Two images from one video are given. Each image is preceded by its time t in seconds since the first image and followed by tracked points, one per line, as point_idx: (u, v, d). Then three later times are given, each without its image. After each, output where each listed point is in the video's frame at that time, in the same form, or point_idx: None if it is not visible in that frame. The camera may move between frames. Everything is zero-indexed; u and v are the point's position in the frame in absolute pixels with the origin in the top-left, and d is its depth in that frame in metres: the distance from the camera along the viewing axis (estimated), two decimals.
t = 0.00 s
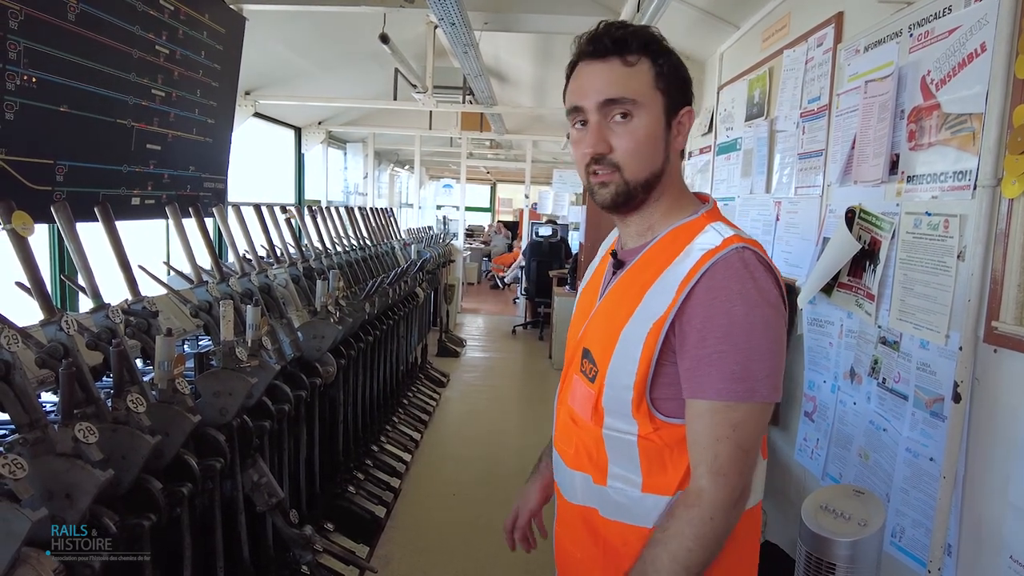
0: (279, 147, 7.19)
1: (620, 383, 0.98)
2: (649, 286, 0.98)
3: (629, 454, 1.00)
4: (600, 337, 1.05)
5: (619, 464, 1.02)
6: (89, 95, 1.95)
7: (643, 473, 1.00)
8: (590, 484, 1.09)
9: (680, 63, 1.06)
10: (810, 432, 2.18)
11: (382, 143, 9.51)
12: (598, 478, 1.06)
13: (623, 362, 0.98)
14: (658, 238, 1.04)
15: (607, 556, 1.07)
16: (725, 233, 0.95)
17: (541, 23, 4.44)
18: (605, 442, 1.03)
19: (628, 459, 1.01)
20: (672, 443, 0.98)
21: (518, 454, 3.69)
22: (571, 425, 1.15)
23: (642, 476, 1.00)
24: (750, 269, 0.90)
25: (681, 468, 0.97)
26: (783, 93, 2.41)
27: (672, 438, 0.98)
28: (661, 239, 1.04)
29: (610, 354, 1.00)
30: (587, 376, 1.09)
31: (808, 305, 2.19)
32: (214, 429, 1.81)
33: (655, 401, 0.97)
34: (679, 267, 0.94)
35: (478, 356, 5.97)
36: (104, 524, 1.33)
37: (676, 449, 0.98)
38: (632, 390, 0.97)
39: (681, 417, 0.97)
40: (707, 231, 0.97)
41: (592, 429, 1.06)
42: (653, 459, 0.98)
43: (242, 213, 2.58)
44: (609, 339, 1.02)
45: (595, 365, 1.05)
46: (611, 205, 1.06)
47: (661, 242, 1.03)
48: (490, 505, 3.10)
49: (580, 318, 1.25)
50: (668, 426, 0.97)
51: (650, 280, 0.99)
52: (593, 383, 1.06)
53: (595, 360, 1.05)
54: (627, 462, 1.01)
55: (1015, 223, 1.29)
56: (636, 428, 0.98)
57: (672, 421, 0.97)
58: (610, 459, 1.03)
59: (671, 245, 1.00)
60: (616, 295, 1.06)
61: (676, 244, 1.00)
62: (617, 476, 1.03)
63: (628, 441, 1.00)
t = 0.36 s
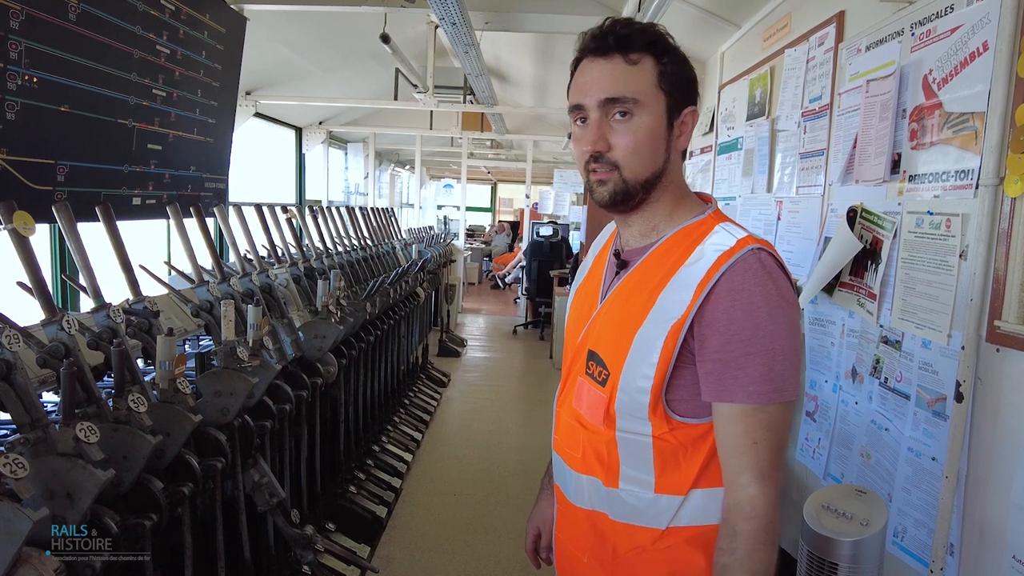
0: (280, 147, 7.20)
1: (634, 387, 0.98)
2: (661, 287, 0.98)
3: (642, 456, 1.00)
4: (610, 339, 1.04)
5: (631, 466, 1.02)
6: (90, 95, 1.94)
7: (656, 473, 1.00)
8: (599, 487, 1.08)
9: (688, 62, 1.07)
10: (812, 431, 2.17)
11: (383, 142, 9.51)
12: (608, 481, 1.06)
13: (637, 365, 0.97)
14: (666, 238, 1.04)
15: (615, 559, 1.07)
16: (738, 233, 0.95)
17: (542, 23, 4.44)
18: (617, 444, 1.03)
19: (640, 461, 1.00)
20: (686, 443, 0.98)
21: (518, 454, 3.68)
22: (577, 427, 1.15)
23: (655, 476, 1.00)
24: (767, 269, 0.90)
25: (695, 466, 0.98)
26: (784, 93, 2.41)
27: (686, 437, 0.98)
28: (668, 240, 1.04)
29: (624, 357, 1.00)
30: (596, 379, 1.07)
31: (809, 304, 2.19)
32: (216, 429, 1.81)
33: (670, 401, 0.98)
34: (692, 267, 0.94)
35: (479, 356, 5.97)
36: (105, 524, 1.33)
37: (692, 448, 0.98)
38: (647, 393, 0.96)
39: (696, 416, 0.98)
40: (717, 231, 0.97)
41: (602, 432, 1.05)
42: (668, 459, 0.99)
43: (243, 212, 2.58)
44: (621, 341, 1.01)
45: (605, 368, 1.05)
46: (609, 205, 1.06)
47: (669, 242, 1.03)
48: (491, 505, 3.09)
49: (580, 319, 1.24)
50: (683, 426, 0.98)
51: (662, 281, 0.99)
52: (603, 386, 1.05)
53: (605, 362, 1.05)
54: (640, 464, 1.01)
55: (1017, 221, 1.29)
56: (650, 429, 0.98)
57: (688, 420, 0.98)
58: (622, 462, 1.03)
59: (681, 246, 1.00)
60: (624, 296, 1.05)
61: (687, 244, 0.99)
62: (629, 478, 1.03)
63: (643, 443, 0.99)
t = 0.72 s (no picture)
0: (280, 147, 7.20)
1: (639, 390, 0.98)
2: (667, 291, 0.98)
3: (648, 463, 1.00)
4: (614, 342, 1.04)
5: (637, 473, 1.02)
6: (90, 95, 1.94)
7: (662, 481, 1.00)
8: (605, 491, 1.08)
9: (690, 62, 1.07)
10: (812, 431, 2.17)
11: (383, 142, 9.50)
12: (615, 487, 1.06)
13: (643, 371, 0.97)
14: (673, 239, 1.04)
15: (622, 563, 1.07)
16: (746, 237, 0.95)
17: (542, 23, 4.44)
18: (622, 450, 1.03)
19: (647, 469, 1.00)
20: (693, 451, 0.98)
21: (518, 454, 3.68)
22: (582, 431, 1.14)
23: (661, 484, 1.00)
24: (775, 275, 0.90)
25: (701, 475, 0.99)
26: (784, 92, 2.41)
27: (692, 446, 0.98)
28: (674, 241, 1.03)
29: (628, 362, 1.00)
30: (601, 384, 1.07)
31: (810, 304, 2.19)
32: (216, 429, 1.80)
33: (676, 409, 0.98)
34: (696, 271, 0.94)
35: (480, 356, 5.96)
36: (105, 524, 1.34)
37: (698, 456, 0.99)
38: (652, 400, 0.96)
39: (703, 424, 0.98)
40: (724, 234, 0.97)
41: (608, 438, 1.05)
42: (674, 468, 0.99)
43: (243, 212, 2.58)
44: (626, 346, 1.01)
45: (610, 373, 1.05)
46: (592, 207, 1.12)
47: (676, 244, 1.02)
48: (492, 505, 3.09)
49: (586, 320, 1.24)
50: (689, 434, 0.98)
51: (666, 287, 0.98)
52: (608, 391, 1.05)
53: (610, 367, 1.05)
54: (646, 471, 1.01)
55: (1018, 221, 1.29)
56: (655, 437, 0.98)
57: (694, 429, 0.98)
58: (628, 468, 1.03)
59: (686, 249, 1.00)
60: (628, 299, 1.05)
61: (692, 247, 0.99)
62: (635, 484, 1.02)
63: (649, 451, 0.99)
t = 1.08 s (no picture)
0: (281, 147, 7.20)
1: (639, 387, 0.98)
2: (664, 287, 0.98)
3: (644, 459, 1.00)
4: (614, 338, 1.05)
5: (635, 469, 1.02)
6: (91, 96, 1.95)
7: (658, 478, 1.00)
8: (604, 488, 1.09)
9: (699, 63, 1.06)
10: (812, 431, 2.17)
11: (383, 142, 9.51)
12: (613, 482, 1.06)
13: (639, 365, 0.98)
14: (675, 238, 1.04)
15: (621, 560, 1.07)
16: (744, 234, 0.95)
17: (542, 24, 4.44)
18: (620, 445, 1.03)
19: (644, 464, 1.01)
20: (689, 448, 0.98)
21: (519, 454, 3.68)
22: (583, 428, 1.15)
23: (657, 480, 1.00)
24: (770, 272, 0.90)
25: (697, 474, 0.99)
26: (784, 92, 2.41)
27: (688, 444, 0.98)
28: (677, 240, 1.04)
29: (625, 357, 1.00)
30: (602, 379, 1.08)
31: (811, 304, 2.19)
32: (217, 429, 1.81)
33: (671, 405, 0.98)
34: (693, 267, 0.95)
35: (480, 356, 5.97)
36: (106, 524, 1.34)
37: (694, 455, 0.99)
38: (647, 394, 0.97)
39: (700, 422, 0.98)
40: (725, 232, 0.97)
41: (606, 433, 1.06)
42: (670, 464, 0.99)
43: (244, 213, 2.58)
44: (624, 342, 1.02)
45: (609, 368, 1.05)
46: (602, 207, 1.12)
47: (678, 242, 1.03)
48: (492, 505, 3.10)
49: (592, 320, 1.25)
50: (685, 431, 0.98)
51: (664, 283, 0.99)
52: (607, 387, 1.06)
53: (610, 362, 1.05)
54: (643, 467, 1.01)
55: (1017, 221, 1.29)
56: (651, 433, 0.99)
57: (690, 426, 0.98)
58: (625, 464, 1.03)
59: (685, 247, 1.00)
60: (629, 296, 1.06)
61: (692, 244, 1.00)
62: (632, 480, 1.03)
63: (645, 446, 1.00)
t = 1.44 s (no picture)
0: (281, 148, 7.22)
1: (640, 387, 0.98)
2: (669, 288, 0.99)
3: (648, 458, 1.01)
4: (618, 339, 1.05)
5: (639, 467, 1.02)
6: (91, 97, 1.96)
7: (662, 476, 1.01)
8: (606, 487, 1.09)
9: (698, 65, 1.07)
10: (811, 431, 2.18)
11: (383, 142, 9.52)
12: (616, 481, 1.07)
13: (643, 366, 0.98)
14: (677, 239, 1.05)
15: (623, 559, 1.08)
16: (747, 234, 0.96)
17: (541, 24, 4.45)
18: (624, 444, 1.04)
19: (647, 463, 1.01)
20: (692, 446, 0.99)
21: (519, 454, 3.69)
22: (586, 427, 1.15)
23: (661, 479, 1.01)
24: (774, 271, 0.90)
25: (701, 470, 0.99)
26: (783, 93, 2.42)
27: (692, 441, 0.99)
28: (679, 241, 1.04)
29: (630, 357, 1.01)
30: (605, 379, 1.09)
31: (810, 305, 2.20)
32: (217, 429, 1.81)
33: (676, 404, 0.98)
34: (697, 267, 0.96)
35: (480, 356, 5.98)
36: (107, 524, 1.35)
37: (698, 452, 0.99)
38: (652, 394, 0.97)
39: (704, 420, 0.98)
40: (728, 233, 0.98)
41: (610, 432, 1.06)
42: (674, 463, 1.00)
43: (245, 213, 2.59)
44: (628, 343, 1.02)
45: (613, 368, 1.06)
46: (608, 211, 1.09)
47: (681, 243, 1.03)
48: (492, 505, 3.10)
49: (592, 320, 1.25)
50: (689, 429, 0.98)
51: (669, 283, 1.00)
52: (611, 386, 1.06)
53: (614, 362, 1.06)
54: (647, 465, 1.02)
55: (1015, 222, 1.29)
56: (656, 431, 0.99)
57: (694, 423, 0.98)
58: (629, 463, 1.04)
59: (689, 248, 1.01)
60: (633, 297, 1.06)
61: (695, 245, 1.00)
62: (635, 479, 1.03)
63: (649, 445, 1.00)
